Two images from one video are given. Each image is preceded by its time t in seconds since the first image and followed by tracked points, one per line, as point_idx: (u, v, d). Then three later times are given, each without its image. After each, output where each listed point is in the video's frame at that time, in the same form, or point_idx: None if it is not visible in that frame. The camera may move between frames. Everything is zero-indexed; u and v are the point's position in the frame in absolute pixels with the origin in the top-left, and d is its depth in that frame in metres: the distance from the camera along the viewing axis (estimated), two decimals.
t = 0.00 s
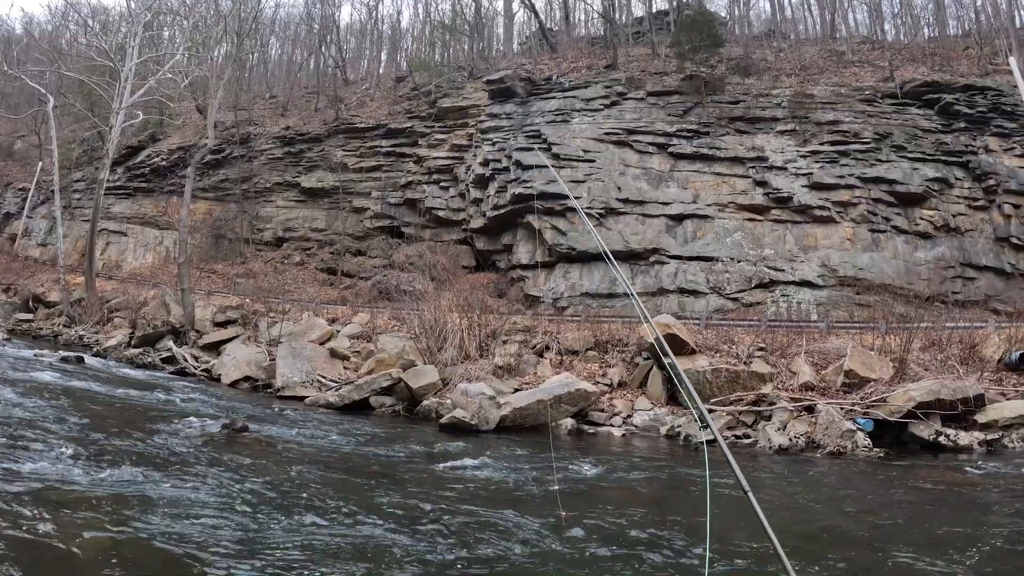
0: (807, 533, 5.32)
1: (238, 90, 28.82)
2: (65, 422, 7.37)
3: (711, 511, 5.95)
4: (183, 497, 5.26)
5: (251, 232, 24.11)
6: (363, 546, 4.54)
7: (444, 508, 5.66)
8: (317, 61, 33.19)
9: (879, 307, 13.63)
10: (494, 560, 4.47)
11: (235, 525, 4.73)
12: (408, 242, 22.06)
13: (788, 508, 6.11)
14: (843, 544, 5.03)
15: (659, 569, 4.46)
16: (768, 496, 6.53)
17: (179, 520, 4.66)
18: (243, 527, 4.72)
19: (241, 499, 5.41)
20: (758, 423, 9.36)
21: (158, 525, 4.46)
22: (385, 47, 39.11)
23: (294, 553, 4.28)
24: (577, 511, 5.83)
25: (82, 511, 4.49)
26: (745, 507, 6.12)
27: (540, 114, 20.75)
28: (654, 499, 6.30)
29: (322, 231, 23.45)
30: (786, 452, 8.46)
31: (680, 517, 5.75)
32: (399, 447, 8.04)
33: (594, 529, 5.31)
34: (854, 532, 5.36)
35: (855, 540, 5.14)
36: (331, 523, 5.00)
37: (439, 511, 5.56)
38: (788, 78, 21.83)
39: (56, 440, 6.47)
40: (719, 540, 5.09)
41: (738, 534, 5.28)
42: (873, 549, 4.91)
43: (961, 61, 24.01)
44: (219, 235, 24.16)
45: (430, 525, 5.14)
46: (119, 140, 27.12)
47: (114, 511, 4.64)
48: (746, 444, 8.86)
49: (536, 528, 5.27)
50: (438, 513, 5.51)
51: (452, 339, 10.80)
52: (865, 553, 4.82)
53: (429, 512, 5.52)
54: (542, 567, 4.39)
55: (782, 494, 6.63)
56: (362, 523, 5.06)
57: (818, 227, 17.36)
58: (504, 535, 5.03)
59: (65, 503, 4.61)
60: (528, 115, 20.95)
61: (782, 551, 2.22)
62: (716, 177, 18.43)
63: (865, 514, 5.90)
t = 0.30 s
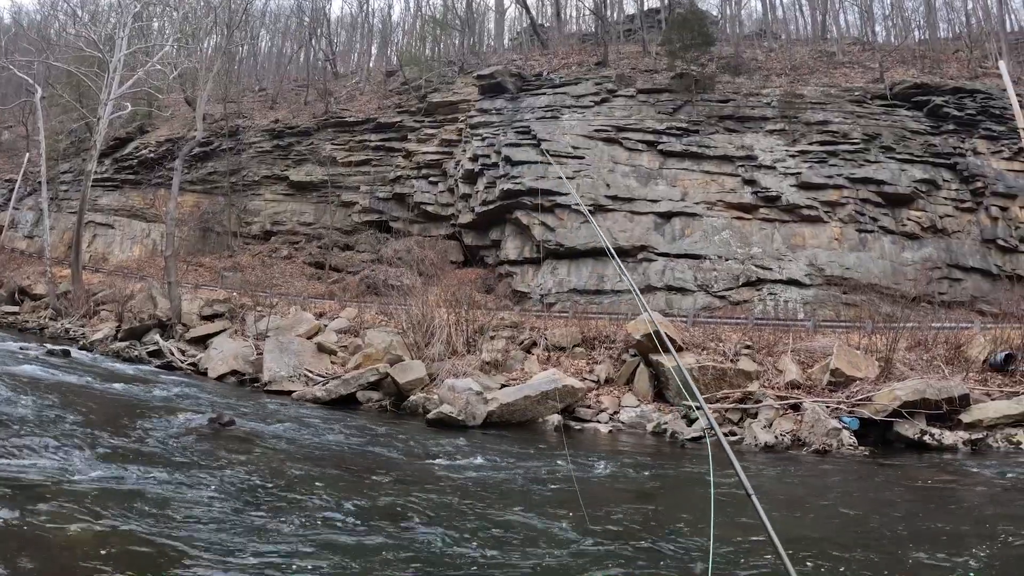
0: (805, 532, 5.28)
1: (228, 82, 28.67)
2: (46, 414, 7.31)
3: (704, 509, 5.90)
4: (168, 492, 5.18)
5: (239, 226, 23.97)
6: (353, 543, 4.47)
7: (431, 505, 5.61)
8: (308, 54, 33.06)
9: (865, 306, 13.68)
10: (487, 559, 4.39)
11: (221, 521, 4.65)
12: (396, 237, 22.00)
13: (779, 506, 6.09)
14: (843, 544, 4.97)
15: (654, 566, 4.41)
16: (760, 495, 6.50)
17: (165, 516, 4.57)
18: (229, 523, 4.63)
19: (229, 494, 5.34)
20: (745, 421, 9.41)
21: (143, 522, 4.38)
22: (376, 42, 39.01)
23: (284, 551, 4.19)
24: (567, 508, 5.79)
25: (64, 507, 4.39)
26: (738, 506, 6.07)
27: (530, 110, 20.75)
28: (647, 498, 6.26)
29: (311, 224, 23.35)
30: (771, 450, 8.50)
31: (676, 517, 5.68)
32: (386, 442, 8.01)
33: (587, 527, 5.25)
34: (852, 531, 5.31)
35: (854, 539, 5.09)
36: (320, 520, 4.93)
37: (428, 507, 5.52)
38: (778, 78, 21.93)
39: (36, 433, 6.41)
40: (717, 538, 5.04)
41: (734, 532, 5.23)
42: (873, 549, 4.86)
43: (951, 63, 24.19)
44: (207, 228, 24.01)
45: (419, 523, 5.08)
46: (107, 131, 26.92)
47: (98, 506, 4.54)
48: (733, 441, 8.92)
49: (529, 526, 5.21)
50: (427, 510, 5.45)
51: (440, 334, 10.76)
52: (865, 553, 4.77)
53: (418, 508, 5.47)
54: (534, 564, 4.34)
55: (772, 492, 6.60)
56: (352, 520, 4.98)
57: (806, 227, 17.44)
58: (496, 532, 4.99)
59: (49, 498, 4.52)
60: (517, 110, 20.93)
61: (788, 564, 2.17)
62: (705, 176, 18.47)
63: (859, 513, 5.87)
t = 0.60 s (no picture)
0: (810, 532, 5.23)
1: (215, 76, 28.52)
2: (25, 408, 7.23)
3: (694, 508, 5.89)
4: (154, 488, 5.10)
5: (225, 220, 23.80)
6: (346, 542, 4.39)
7: (419, 501, 5.57)
8: (295, 47, 32.88)
9: (850, 305, 13.73)
10: (482, 558, 4.33)
11: (208, 518, 4.58)
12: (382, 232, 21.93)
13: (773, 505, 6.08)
14: (851, 545, 4.91)
15: (648, 565, 4.37)
16: (753, 494, 6.49)
17: (149, 512, 4.50)
18: (217, 520, 4.56)
19: (215, 490, 5.27)
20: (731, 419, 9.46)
21: (128, 518, 4.30)
22: (365, 36, 38.86)
23: (274, 550, 4.10)
24: (557, 506, 5.76)
25: (47, 503, 4.31)
26: (729, 504, 6.05)
27: (518, 106, 20.75)
28: (643, 496, 6.23)
29: (298, 219, 23.24)
30: (756, 448, 8.55)
31: (675, 516, 5.63)
32: (371, 438, 7.98)
33: (583, 526, 5.20)
34: (859, 532, 5.26)
35: (861, 540, 5.04)
36: (310, 518, 4.86)
37: (416, 505, 5.47)
38: (766, 77, 22.05)
39: (15, 427, 6.33)
40: (723, 539, 4.96)
41: (736, 532, 5.19)
42: (882, 549, 4.83)
43: (939, 66, 24.38)
44: (192, 222, 23.81)
45: (410, 521, 5.01)
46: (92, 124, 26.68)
47: (82, 502, 4.46)
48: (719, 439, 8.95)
49: (522, 524, 5.16)
50: (416, 508, 5.40)
51: (426, 330, 10.74)
52: (875, 553, 4.74)
53: (407, 506, 5.41)
54: (527, 562, 4.29)
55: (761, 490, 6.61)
56: (342, 518, 4.91)
57: (793, 226, 17.52)
58: (491, 532, 4.92)
59: (30, 494, 4.45)
60: (505, 106, 20.92)
61: (803, 561, 2.00)
62: (692, 174, 18.48)
63: (865, 514, 5.83)
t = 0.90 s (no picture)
0: (802, 532, 5.20)
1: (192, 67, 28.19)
2: None
3: (666, 506, 5.89)
4: (125, 485, 5.02)
5: (198, 214, 23.53)
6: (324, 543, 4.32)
7: (394, 498, 5.53)
8: (273, 40, 32.57)
9: (823, 305, 13.88)
10: (463, 558, 4.27)
11: (180, 516, 4.51)
12: (358, 227, 21.65)
13: (751, 503, 6.10)
14: (847, 544, 4.89)
15: (626, 565, 4.35)
16: (733, 492, 6.51)
17: (117, 510, 4.43)
18: (189, 518, 4.49)
19: (186, 487, 5.19)
20: (704, 416, 9.25)
21: (96, 516, 4.23)
22: (343, 29, 38.63)
23: (250, 551, 4.02)
24: (535, 504, 5.74)
25: (13, 502, 4.21)
26: (706, 502, 6.06)
27: (496, 102, 20.71)
28: (627, 495, 6.22)
29: (272, 213, 23.03)
30: (729, 445, 8.61)
31: (661, 516, 5.61)
32: (344, 434, 7.95)
33: (567, 525, 5.16)
34: (852, 531, 5.24)
35: (855, 539, 5.01)
36: (281, 514, 4.82)
37: (391, 502, 5.43)
38: (744, 78, 22.27)
39: None
40: (720, 538, 4.96)
41: (725, 532, 5.15)
42: (883, 547, 4.84)
43: (915, 70, 24.77)
44: (166, 216, 23.51)
45: (387, 519, 4.96)
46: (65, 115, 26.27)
47: (37, 498, 4.38)
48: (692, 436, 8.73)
49: (503, 523, 5.12)
50: (391, 505, 5.36)
51: (400, 326, 10.70)
52: (877, 551, 4.74)
53: (383, 503, 5.37)
54: (507, 563, 4.25)
55: (736, 487, 6.66)
56: (315, 515, 4.87)
57: (767, 226, 17.69)
58: (474, 531, 4.87)
59: None
60: (483, 103, 20.86)
61: (797, 563, 2.13)
62: (667, 173, 18.59)
63: (857, 513, 5.81)
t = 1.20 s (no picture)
0: (787, 530, 5.19)
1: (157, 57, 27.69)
2: None
3: (626, 503, 5.92)
4: (80, 482, 4.91)
5: (162, 207, 23.08)
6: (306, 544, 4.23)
7: (352, 493, 5.48)
8: (240, 31, 32.12)
9: (786, 306, 14.12)
10: (448, 557, 4.22)
11: (126, 512, 4.39)
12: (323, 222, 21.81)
13: (727, 501, 6.14)
14: (838, 542, 4.90)
15: (609, 562, 4.32)
16: (709, 490, 6.53)
17: (74, 507, 4.33)
18: (135, 514, 4.39)
19: (141, 482, 5.07)
20: (666, 414, 9.34)
21: (51, 512, 4.14)
22: (313, 22, 38.24)
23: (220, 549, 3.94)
24: (510, 500, 5.72)
25: None
26: (682, 501, 6.06)
27: (463, 99, 20.60)
28: (606, 494, 6.21)
29: (236, 208, 22.77)
30: (693, 444, 8.59)
31: (645, 515, 5.57)
32: (305, 430, 7.87)
33: (548, 524, 5.12)
34: (839, 529, 5.25)
35: (840, 536, 5.03)
36: (232, 509, 4.74)
37: (349, 497, 5.36)
38: (713, 81, 22.61)
39: None
40: (712, 539, 4.91)
41: (711, 531, 5.15)
42: (873, 545, 4.86)
43: (881, 77, 25.34)
44: (129, 208, 22.99)
45: (343, 514, 4.91)
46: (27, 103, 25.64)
47: None
48: (654, 433, 8.87)
49: (467, 519, 5.08)
50: (356, 500, 5.31)
51: (364, 323, 10.63)
52: (867, 548, 4.77)
53: (351, 499, 5.32)
54: (480, 560, 4.19)
55: (699, 484, 6.74)
56: (269, 511, 4.80)
57: (731, 227, 17.92)
58: (457, 529, 4.81)
59: None
60: (451, 99, 20.76)
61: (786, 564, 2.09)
62: (633, 172, 18.71)
63: (842, 511, 5.84)
